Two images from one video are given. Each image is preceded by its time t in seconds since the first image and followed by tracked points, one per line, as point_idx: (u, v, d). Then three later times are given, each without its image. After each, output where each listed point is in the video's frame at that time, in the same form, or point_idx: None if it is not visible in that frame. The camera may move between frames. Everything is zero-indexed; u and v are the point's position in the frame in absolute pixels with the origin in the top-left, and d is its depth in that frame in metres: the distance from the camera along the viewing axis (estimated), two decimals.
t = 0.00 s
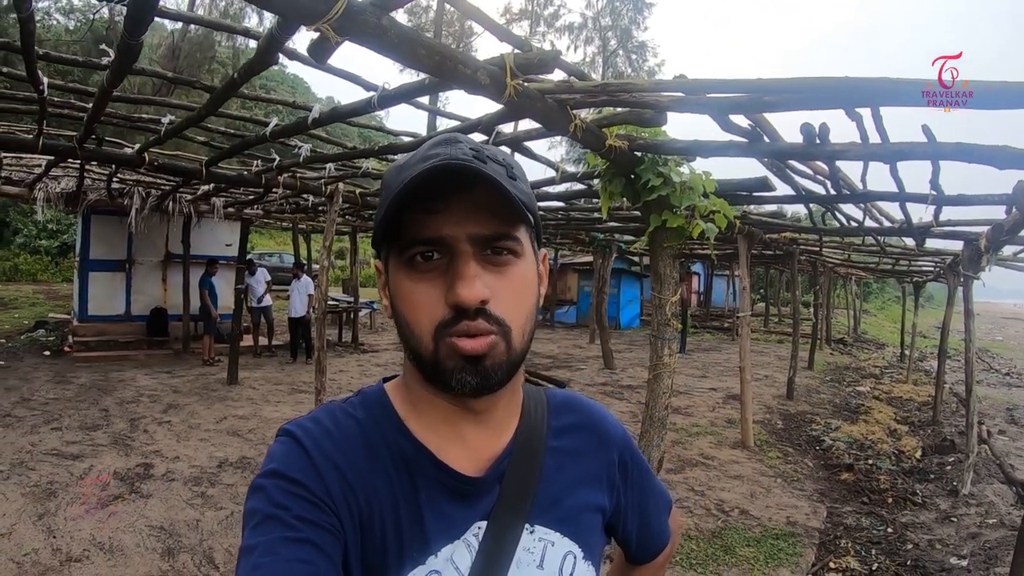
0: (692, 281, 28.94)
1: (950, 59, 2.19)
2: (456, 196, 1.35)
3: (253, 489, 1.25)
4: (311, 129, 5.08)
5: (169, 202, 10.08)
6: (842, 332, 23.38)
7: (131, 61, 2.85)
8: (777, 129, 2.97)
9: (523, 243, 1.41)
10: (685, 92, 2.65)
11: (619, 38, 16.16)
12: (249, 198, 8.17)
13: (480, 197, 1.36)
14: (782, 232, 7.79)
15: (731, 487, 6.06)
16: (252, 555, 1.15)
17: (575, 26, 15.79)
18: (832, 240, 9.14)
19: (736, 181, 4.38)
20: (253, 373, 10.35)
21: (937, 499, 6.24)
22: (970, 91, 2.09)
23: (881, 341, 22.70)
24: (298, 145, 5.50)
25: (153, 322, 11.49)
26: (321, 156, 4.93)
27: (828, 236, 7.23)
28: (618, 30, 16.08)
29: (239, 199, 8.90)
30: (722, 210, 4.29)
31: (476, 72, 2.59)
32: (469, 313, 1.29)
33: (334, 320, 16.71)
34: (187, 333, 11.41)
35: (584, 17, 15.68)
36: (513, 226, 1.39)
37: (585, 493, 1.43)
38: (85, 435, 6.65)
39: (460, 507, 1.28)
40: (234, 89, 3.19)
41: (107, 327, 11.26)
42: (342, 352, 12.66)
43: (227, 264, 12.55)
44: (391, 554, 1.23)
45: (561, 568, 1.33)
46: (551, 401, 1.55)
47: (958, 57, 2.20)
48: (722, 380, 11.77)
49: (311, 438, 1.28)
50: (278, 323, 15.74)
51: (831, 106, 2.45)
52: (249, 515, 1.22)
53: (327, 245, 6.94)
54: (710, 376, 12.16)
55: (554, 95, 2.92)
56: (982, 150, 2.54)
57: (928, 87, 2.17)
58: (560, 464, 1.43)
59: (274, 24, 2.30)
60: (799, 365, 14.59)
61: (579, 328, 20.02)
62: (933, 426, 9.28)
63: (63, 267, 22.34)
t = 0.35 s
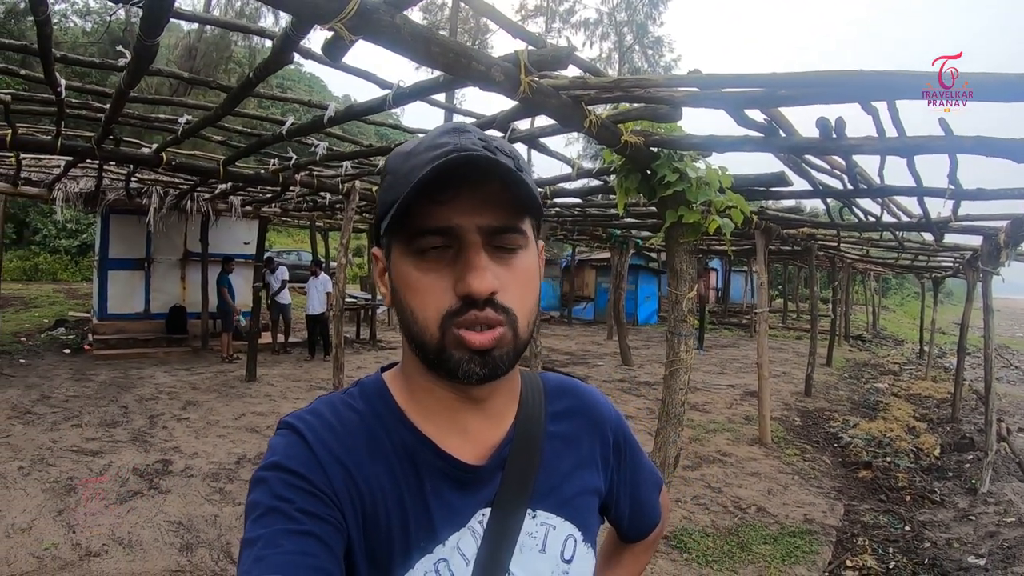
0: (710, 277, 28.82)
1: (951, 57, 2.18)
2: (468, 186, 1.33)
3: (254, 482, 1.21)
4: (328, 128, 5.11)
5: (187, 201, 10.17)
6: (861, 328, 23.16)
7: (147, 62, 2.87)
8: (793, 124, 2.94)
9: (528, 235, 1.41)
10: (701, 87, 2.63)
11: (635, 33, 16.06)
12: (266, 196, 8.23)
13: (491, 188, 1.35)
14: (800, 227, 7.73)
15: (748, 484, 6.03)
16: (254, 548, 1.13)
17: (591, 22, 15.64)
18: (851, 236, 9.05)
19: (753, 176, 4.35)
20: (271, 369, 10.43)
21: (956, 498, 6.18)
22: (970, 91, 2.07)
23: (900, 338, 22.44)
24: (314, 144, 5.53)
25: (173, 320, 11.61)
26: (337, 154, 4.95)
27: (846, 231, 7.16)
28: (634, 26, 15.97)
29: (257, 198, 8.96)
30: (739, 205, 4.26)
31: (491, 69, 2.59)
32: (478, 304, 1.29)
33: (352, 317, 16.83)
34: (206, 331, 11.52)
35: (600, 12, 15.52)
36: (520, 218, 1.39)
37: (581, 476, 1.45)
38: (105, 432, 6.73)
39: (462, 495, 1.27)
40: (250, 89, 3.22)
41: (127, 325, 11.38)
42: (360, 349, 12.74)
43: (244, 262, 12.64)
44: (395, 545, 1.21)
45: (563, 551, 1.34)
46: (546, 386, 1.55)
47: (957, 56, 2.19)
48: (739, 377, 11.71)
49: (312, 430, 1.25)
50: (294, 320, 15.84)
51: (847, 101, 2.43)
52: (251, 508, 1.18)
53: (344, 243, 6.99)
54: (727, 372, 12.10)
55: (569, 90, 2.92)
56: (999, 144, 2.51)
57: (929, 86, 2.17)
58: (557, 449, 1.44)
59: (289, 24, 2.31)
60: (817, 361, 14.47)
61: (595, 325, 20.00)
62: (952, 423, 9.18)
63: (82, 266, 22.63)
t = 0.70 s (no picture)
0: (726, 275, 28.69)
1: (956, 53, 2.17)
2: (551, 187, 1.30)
3: (265, 476, 1.20)
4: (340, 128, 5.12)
5: (201, 203, 10.25)
6: (878, 325, 22.96)
7: (158, 65, 2.89)
8: (807, 118, 2.92)
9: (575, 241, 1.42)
10: (713, 80, 2.62)
11: (648, 31, 16.04)
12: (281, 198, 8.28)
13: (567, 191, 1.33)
14: (816, 223, 7.69)
15: (764, 483, 5.99)
16: (265, 542, 1.11)
17: (604, 20, 15.60)
18: (867, 232, 8.99)
19: (767, 172, 4.32)
20: (286, 370, 10.49)
21: (975, 497, 6.11)
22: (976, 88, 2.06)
23: (918, 335, 22.19)
24: (327, 144, 5.54)
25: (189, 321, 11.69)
26: (350, 154, 4.96)
27: (863, 226, 7.10)
28: (647, 24, 15.96)
29: (271, 199, 9.02)
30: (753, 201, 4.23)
31: (500, 66, 2.59)
32: (560, 304, 1.26)
33: (367, 317, 16.90)
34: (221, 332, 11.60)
35: (613, 10, 15.48)
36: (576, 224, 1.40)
37: (591, 470, 1.44)
38: (121, 433, 6.79)
39: (472, 492, 1.27)
40: (261, 90, 3.23)
41: (143, 327, 11.48)
42: (375, 349, 12.79)
43: (259, 264, 12.71)
44: (405, 541, 1.21)
45: (568, 547, 1.34)
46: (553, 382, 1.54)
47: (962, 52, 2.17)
48: (756, 375, 11.64)
49: (324, 425, 1.24)
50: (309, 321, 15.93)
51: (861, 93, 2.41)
52: (261, 502, 1.17)
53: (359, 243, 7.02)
54: (744, 370, 12.03)
55: (579, 86, 2.91)
56: (1016, 135, 2.48)
57: (928, 86, 2.20)
58: (565, 444, 1.43)
59: (297, 25, 2.32)
60: (834, 359, 14.36)
61: (608, 324, 19.97)
62: (971, 421, 9.08)
63: (99, 269, 22.89)
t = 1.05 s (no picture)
0: (737, 275, 28.59)
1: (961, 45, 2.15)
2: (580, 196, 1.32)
3: (270, 477, 1.19)
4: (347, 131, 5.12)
5: (210, 207, 10.30)
6: (891, 324, 22.79)
7: (163, 70, 2.90)
8: (818, 113, 2.90)
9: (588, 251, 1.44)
10: (722, 76, 2.60)
11: (656, 31, 16.03)
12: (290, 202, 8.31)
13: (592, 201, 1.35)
14: (827, 222, 7.65)
15: (777, 485, 5.95)
16: (270, 543, 1.10)
17: (611, 21, 15.59)
18: (879, 230, 8.93)
19: (778, 170, 4.29)
20: (297, 374, 10.51)
21: (991, 497, 6.05)
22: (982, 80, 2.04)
23: (932, 333, 22.01)
24: (334, 147, 5.55)
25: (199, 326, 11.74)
26: (358, 157, 4.96)
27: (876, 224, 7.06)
28: (655, 23, 15.95)
29: (280, 203, 9.06)
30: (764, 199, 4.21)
31: (504, 65, 2.58)
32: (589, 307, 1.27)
33: (379, 320, 16.93)
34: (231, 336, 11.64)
35: (620, 11, 15.47)
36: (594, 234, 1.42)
37: (598, 468, 1.43)
38: (132, 437, 6.82)
39: (478, 490, 1.26)
40: (266, 93, 3.22)
41: (154, 332, 11.54)
42: (385, 352, 12.80)
43: (268, 268, 12.76)
44: (411, 541, 1.20)
45: (575, 545, 1.33)
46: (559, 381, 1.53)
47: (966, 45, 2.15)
48: (768, 375, 11.57)
49: (329, 427, 1.23)
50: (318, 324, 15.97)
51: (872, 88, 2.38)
52: (267, 503, 1.16)
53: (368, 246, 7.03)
54: (756, 371, 11.98)
55: (586, 85, 2.89)
56: None
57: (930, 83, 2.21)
58: (572, 442, 1.42)
59: (299, 26, 2.32)
60: (847, 358, 14.27)
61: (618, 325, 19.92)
62: (986, 420, 8.99)
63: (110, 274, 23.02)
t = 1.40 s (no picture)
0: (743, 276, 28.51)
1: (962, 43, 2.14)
2: (538, 192, 1.30)
3: (282, 485, 1.20)
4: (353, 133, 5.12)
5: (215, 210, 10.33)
6: (898, 325, 22.70)
7: (168, 73, 2.91)
8: (824, 114, 2.89)
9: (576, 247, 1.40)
10: (729, 76, 2.60)
11: (661, 32, 16.02)
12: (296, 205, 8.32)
13: (557, 197, 1.32)
14: (834, 222, 7.62)
15: (785, 487, 5.92)
16: (283, 550, 1.11)
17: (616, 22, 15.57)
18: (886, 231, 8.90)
19: (785, 171, 4.28)
20: (302, 377, 10.53)
21: (1000, 500, 6.02)
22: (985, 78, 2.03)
23: (939, 334, 21.91)
24: (339, 150, 5.55)
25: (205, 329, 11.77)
26: (364, 160, 4.96)
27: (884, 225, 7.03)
28: (660, 24, 15.94)
29: (285, 206, 9.08)
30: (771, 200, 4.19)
31: (509, 66, 2.58)
32: (541, 308, 1.26)
33: (384, 322, 16.95)
34: (238, 339, 11.67)
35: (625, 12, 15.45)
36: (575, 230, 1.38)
37: (608, 472, 1.42)
38: (138, 440, 6.84)
39: (487, 496, 1.25)
40: (271, 95, 3.23)
41: (161, 335, 11.59)
42: (390, 355, 12.81)
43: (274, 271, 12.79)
44: (421, 547, 1.19)
45: (587, 552, 1.32)
46: (572, 385, 1.52)
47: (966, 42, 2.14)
48: (775, 377, 11.53)
49: (339, 434, 1.23)
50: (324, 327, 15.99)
51: (878, 87, 2.38)
52: (279, 511, 1.17)
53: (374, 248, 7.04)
54: (763, 372, 11.94)
55: (591, 86, 2.89)
56: None
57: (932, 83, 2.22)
58: (582, 447, 1.41)
59: (303, 29, 2.32)
60: (854, 360, 14.21)
61: (624, 327, 19.89)
62: (995, 421, 8.94)
63: (116, 277, 23.11)
